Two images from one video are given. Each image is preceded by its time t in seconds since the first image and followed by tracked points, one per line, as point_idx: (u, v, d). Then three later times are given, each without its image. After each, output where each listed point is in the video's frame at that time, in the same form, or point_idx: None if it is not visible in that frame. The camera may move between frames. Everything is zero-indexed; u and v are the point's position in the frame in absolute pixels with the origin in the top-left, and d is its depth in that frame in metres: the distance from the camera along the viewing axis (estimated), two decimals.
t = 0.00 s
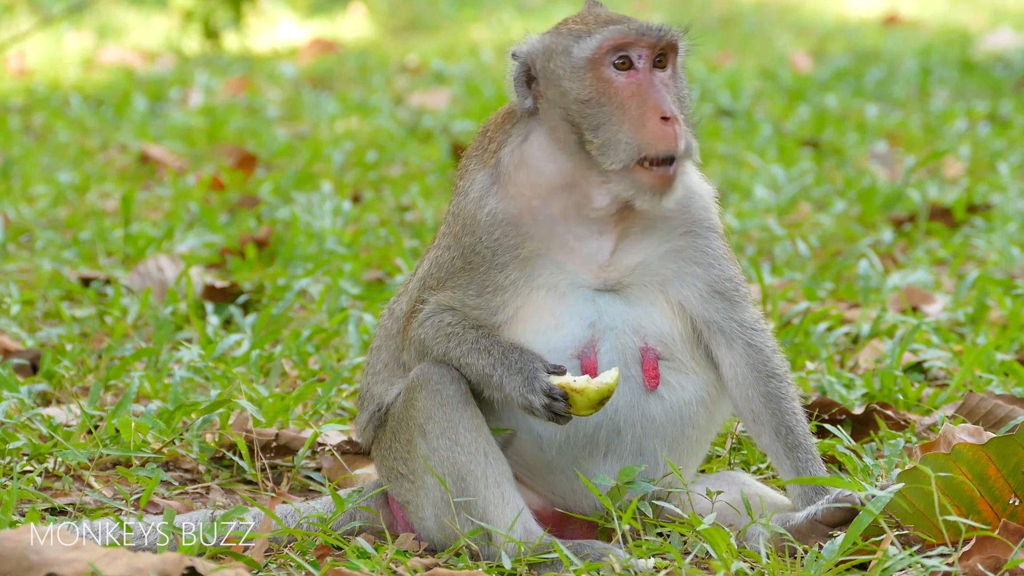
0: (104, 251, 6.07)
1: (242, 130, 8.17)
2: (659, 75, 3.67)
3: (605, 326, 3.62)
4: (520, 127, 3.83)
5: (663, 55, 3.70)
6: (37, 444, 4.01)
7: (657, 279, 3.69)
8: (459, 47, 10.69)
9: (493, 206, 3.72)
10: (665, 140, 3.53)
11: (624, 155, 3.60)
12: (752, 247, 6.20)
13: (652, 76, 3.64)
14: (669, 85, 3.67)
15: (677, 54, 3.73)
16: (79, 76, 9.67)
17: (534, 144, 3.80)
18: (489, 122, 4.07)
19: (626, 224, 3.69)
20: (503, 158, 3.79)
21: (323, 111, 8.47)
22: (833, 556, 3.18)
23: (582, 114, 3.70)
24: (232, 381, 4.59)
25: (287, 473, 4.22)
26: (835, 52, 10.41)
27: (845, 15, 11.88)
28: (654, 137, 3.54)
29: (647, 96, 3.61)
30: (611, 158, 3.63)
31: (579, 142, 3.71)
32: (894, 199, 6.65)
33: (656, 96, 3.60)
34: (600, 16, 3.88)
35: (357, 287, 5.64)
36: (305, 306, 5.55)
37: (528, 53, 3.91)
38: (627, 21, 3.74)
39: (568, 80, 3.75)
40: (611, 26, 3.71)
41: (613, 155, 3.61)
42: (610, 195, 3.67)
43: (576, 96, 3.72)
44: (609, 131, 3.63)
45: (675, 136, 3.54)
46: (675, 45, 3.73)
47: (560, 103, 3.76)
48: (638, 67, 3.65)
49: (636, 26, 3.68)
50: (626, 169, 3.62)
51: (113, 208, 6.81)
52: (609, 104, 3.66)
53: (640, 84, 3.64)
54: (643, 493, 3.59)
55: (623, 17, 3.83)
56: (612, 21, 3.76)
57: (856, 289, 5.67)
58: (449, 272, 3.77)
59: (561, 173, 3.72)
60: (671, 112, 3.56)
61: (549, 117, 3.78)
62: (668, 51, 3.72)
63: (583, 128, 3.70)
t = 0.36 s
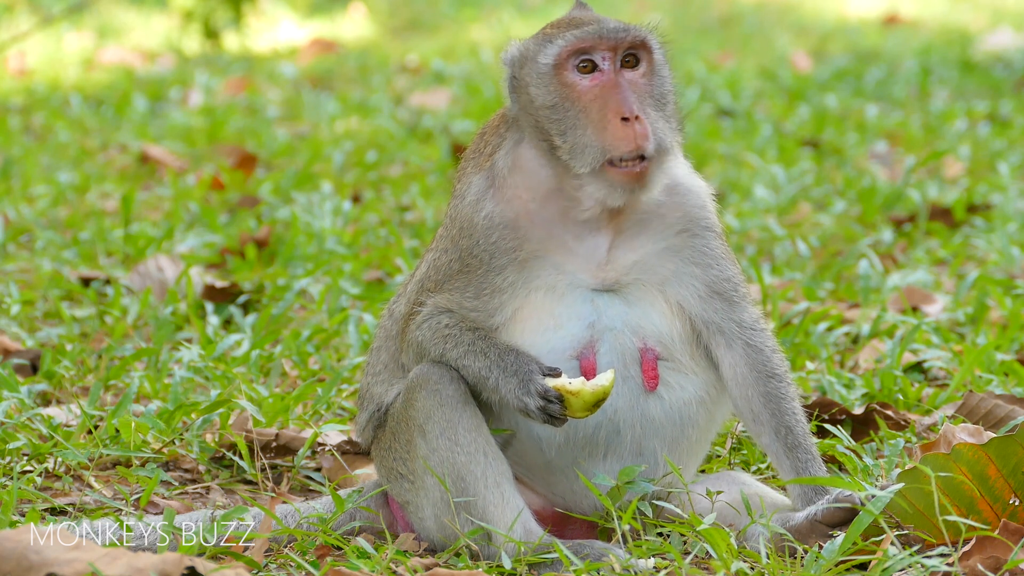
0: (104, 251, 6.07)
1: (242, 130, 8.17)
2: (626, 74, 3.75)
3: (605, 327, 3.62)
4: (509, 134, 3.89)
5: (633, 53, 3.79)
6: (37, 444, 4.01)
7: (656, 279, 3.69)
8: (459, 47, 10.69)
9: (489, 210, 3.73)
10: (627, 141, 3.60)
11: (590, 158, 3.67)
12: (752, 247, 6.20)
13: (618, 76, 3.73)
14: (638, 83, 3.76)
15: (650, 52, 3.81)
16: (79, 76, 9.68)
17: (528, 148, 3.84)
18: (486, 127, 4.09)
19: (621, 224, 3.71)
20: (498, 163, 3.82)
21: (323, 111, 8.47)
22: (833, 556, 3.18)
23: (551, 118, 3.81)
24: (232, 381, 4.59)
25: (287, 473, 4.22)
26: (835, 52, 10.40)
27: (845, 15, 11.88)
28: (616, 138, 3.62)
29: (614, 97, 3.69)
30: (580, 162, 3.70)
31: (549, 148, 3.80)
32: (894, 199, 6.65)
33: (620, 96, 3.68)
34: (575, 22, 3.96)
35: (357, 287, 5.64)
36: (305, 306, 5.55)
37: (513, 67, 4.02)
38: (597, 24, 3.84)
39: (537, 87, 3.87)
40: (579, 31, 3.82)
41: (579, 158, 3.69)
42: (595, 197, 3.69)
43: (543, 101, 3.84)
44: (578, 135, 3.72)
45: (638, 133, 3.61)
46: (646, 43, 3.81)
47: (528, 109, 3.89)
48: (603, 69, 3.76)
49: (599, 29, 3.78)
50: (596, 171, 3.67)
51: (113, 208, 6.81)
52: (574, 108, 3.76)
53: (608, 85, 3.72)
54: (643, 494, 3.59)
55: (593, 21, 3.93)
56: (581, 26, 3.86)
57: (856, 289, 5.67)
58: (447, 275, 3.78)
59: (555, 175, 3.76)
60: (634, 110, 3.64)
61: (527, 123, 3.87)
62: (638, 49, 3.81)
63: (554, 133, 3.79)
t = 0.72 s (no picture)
0: (104, 251, 6.07)
1: (242, 130, 8.17)
2: (610, 77, 3.71)
3: (605, 327, 3.62)
4: (503, 137, 3.89)
5: (617, 56, 3.74)
6: (37, 443, 4.01)
7: (656, 279, 3.69)
8: (459, 47, 10.69)
9: (486, 212, 3.74)
10: (604, 145, 3.58)
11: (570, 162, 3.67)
12: (752, 247, 6.20)
13: (600, 80, 3.69)
14: (622, 86, 3.70)
15: (636, 54, 3.76)
16: (79, 76, 9.67)
17: (524, 149, 3.83)
18: (484, 128, 4.10)
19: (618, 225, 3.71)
20: (494, 165, 3.82)
21: (323, 111, 8.47)
22: (833, 557, 3.18)
23: (537, 122, 3.78)
24: (232, 381, 4.59)
25: (287, 473, 4.22)
26: (835, 52, 10.40)
27: (845, 15, 11.88)
28: (594, 143, 3.60)
29: (596, 102, 3.65)
30: (561, 165, 3.68)
31: (534, 153, 3.80)
32: (894, 199, 6.65)
33: (601, 101, 3.64)
34: (561, 23, 3.93)
35: (357, 287, 5.64)
36: (305, 306, 5.55)
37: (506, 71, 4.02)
38: (580, 27, 3.80)
39: (522, 91, 3.86)
40: (561, 35, 3.79)
41: (559, 162, 3.68)
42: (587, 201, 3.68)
43: (529, 106, 3.82)
44: (560, 141, 3.71)
45: (616, 139, 3.58)
46: (631, 45, 3.76)
47: (515, 113, 3.87)
48: (586, 72, 3.73)
49: (580, 33, 3.75)
50: (578, 174, 3.66)
51: (113, 208, 6.81)
52: (556, 114, 3.74)
53: (591, 89, 3.69)
54: (643, 494, 3.59)
55: (577, 22, 3.90)
56: (564, 30, 3.82)
57: (856, 289, 5.67)
58: (446, 276, 3.78)
59: (547, 179, 3.76)
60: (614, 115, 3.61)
61: (514, 127, 3.87)
62: (622, 51, 3.76)
63: (538, 139, 3.78)
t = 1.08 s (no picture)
0: (104, 251, 6.07)
1: (242, 130, 8.17)
2: (587, 93, 3.64)
3: (606, 328, 3.61)
4: (494, 145, 3.89)
5: (597, 71, 3.66)
6: (37, 444, 4.01)
7: (657, 279, 3.68)
8: (459, 47, 10.69)
9: (483, 215, 3.75)
10: (575, 165, 3.57)
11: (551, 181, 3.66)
12: (752, 247, 6.20)
13: (577, 98, 3.63)
14: (601, 103, 3.63)
15: (615, 69, 3.68)
16: (79, 76, 9.67)
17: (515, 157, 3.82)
18: (482, 131, 4.09)
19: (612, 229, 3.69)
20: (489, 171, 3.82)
21: (323, 111, 8.47)
22: (833, 556, 3.18)
23: (520, 135, 3.75)
24: (232, 381, 4.58)
25: (287, 473, 4.22)
26: (835, 52, 10.40)
27: (845, 15, 11.88)
28: (566, 163, 3.59)
29: (572, 121, 3.60)
30: (540, 180, 3.68)
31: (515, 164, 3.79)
32: (894, 199, 6.65)
33: (575, 121, 3.60)
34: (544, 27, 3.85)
35: (357, 287, 5.64)
36: (305, 306, 5.55)
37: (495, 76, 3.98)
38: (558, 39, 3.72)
39: (505, 103, 3.81)
40: (537, 50, 3.72)
41: (538, 177, 3.69)
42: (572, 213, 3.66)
43: (511, 118, 3.78)
44: (541, 158, 3.69)
45: (589, 159, 3.57)
46: (608, 59, 3.68)
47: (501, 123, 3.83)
48: (561, 88, 3.66)
49: (555, 49, 3.69)
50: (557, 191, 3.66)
51: (113, 208, 6.81)
52: (535, 131, 3.71)
53: (569, 107, 3.62)
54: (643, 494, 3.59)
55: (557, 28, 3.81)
56: (543, 42, 3.75)
57: (856, 289, 5.67)
58: (447, 277, 3.80)
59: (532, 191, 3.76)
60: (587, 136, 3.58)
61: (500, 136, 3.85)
62: (598, 68, 3.67)
63: (519, 151, 3.77)
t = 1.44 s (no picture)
0: (104, 251, 6.07)
1: (242, 130, 8.17)
2: (538, 108, 3.66)
3: (605, 328, 3.62)
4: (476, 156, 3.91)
5: (547, 84, 3.68)
6: (37, 444, 4.01)
7: (656, 280, 3.68)
8: (459, 47, 10.69)
9: (479, 219, 3.77)
10: (522, 183, 3.59)
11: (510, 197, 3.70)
12: (752, 247, 6.20)
13: (527, 112, 3.65)
14: (552, 119, 3.65)
15: (566, 83, 3.69)
16: (79, 76, 9.67)
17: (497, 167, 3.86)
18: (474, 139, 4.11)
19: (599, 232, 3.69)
20: (476, 178, 3.85)
21: (323, 111, 8.47)
22: (833, 556, 3.18)
23: (491, 148, 3.79)
24: (232, 381, 4.58)
25: (287, 473, 4.22)
26: (835, 52, 10.40)
27: (845, 15, 11.88)
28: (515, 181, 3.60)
29: (520, 138, 3.63)
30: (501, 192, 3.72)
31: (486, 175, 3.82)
32: (894, 199, 6.66)
33: (524, 137, 3.63)
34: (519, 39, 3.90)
35: (357, 287, 5.63)
36: (305, 306, 5.55)
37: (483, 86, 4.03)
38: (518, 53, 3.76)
39: (478, 117, 3.86)
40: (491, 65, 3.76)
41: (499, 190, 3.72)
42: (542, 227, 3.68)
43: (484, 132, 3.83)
44: (501, 172, 3.72)
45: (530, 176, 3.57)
46: (556, 72, 3.70)
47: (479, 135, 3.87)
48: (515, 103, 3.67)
49: (506, 65, 3.72)
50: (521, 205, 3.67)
51: (113, 208, 6.81)
52: (495, 142, 3.75)
53: (520, 122, 3.64)
54: (643, 494, 3.59)
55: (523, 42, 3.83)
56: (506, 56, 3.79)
57: (856, 289, 5.67)
58: (444, 279, 3.82)
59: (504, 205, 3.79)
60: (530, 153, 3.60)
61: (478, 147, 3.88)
62: (551, 80, 3.69)
63: (489, 161, 3.80)
